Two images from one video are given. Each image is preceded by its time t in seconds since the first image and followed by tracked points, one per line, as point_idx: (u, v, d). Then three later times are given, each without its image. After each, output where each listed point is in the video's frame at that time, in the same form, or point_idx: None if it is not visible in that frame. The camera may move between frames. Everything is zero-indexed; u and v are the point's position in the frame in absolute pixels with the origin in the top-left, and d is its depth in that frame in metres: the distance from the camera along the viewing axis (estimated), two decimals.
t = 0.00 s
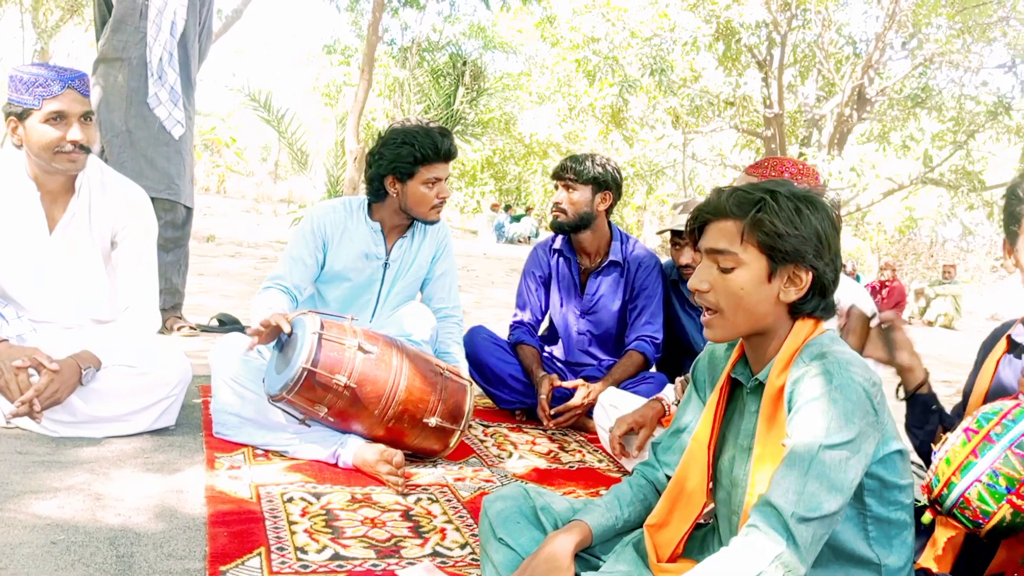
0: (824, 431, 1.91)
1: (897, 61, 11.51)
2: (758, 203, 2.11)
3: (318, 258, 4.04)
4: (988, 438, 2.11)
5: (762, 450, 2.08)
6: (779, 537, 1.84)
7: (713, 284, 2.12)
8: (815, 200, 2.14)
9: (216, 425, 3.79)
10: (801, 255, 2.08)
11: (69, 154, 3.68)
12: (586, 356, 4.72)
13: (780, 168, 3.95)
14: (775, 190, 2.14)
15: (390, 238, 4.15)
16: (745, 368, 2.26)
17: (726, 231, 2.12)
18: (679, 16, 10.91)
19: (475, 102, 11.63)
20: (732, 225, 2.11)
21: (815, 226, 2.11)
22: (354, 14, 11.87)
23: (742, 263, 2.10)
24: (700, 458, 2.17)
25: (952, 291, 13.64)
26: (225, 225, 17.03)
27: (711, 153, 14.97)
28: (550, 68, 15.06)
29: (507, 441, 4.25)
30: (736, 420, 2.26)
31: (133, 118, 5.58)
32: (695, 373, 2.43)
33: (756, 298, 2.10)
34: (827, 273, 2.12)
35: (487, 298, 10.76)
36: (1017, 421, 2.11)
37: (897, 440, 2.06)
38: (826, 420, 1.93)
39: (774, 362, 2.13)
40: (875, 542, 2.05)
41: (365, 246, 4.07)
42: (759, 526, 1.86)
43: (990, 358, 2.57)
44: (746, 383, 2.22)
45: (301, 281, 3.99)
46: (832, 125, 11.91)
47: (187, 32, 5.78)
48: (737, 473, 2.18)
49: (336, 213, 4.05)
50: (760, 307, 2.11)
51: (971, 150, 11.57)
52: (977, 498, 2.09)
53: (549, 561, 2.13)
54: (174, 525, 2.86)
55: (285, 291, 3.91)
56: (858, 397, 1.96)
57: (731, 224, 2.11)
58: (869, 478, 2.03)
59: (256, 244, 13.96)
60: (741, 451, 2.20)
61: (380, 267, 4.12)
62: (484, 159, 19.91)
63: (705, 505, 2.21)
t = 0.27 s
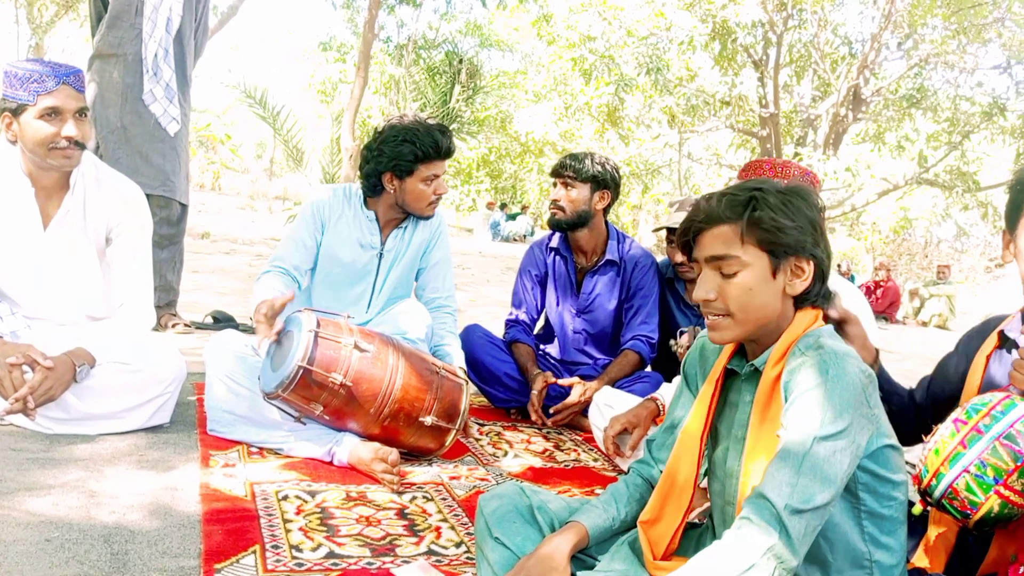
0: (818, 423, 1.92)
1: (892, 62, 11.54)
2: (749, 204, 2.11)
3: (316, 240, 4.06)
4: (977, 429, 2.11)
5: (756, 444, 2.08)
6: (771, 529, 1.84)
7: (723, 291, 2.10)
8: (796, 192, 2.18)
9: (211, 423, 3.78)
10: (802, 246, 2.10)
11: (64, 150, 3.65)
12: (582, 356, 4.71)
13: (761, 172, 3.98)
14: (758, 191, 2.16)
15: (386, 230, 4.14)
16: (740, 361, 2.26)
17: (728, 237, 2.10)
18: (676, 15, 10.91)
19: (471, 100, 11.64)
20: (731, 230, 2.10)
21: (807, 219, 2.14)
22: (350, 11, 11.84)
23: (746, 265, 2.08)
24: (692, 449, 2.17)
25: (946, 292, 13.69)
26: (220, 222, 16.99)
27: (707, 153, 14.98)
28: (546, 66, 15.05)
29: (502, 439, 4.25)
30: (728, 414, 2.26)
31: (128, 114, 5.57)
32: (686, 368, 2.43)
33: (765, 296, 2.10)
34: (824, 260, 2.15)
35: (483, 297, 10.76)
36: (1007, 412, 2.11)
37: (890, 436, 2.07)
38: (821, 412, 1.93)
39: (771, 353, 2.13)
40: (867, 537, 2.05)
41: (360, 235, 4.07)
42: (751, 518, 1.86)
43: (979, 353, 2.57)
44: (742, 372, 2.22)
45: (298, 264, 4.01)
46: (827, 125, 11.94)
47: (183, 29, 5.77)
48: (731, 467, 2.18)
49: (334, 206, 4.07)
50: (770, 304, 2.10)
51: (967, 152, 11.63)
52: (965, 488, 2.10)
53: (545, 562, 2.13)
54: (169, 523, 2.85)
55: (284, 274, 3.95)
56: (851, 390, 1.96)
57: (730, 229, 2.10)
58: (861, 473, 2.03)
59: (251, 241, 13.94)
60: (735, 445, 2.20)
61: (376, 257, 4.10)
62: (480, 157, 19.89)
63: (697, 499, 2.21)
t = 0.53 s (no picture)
0: (813, 426, 1.92)
1: (888, 62, 11.56)
2: (738, 209, 2.11)
3: (309, 252, 4.03)
4: (969, 441, 2.13)
5: (753, 446, 2.08)
6: (766, 528, 1.84)
7: (706, 293, 2.12)
8: (794, 200, 2.15)
9: (207, 423, 3.78)
10: (786, 256, 2.07)
11: (60, 150, 3.65)
12: (578, 355, 4.71)
13: (768, 170, 3.97)
14: (756, 194, 2.15)
15: (378, 232, 4.14)
16: (736, 366, 2.26)
17: (712, 240, 2.11)
18: (672, 15, 10.91)
19: (468, 100, 11.66)
20: (716, 233, 2.11)
21: (799, 225, 2.11)
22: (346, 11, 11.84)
23: (730, 270, 2.10)
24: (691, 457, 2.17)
25: (941, 291, 13.73)
26: (216, 222, 16.97)
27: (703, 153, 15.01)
28: (542, 66, 15.07)
29: (499, 439, 4.25)
30: (725, 417, 2.27)
31: (124, 115, 5.55)
32: (687, 374, 2.44)
33: (750, 301, 2.10)
34: (814, 269, 2.12)
35: (479, 296, 10.76)
36: (998, 424, 2.12)
37: (889, 437, 2.07)
38: (816, 414, 1.93)
39: (765, 359, 2.13)
40: (865, 538, 2.06)
41: (352, 241, 4.06)
42: (745, 518, 1.87)
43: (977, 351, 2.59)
44: (736, 380, 2.23)
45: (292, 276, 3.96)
46: (823, 125, 11.96)
47: (179, 29, 5.75)
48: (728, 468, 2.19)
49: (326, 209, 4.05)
50: (753, 310, 2.11)
51: (962, 152, 11.72)
52: (958, 501, 2.10)
53: (542, 560, 2.13)
54: (165, 524, 2.84)
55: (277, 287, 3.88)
56: (847, 393, 1.97)
57: (715, 233, 2.11)
58: (859, 474, 2.04)
59: (247, 241, 13.93)
60: (733, 447, 2.20)
61: (369, 262, 4.10)
62: (476, 157, 19.90)
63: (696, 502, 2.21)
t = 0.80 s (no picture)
0: (815, 428, 1.92)
1: (884, 61, 11.57)
2: (740, 203, 2.11)
3: (299, 253, 4.05)
4: (972, 431, 2.13)
5: (754, 447, 2.08)
6: (767, 530, 1.84)
7: (703, 284, 2.12)
8: (797, 198, 2.15)
9: (205, 425, 3.78)
10: (785, 252, 2.08)
11: (56, 152, 3.65)
12: (575, 355, 4.71)
13: (773, 170, 3.97)
14: (758, 188, 2.15)
15: (369, 235, 4.14)
16: (736, 368, 2.26)
17: (712, 232, 2.12)
18: (669, 15, 10.91)
19: (465, 100, 11.67)
20: (717, 226, 2.12)
21: (799, 222, 2.11)
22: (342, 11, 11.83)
23: (728, 263, 2.10)
24: (689, 460, 2.17)
25: (938, 291, 13.76)
26: (213, 223, 16.95)
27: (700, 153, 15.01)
28: (539, 66, 15.06)
29: (497, 439, 4.25)
30: (725, 418, 2.27)
31: (121, 116, 5.54)
32: (686, 374, 2.43)
33: (747, 296, 2.11)
34: (813, 269, 2.12)
35: (476, 297, 10.76)
36: (1000, 414, 2.12)
37: (889, 439, 2.07)
38: (818, 418, 1.93)
39: (766, 361, 2.13)
40: (865, 539, 2.06)
41: (345, 243, 4.07)
42: (747, 519, 1.87)
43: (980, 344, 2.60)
44: (737, 382, 2.23)
45: (280, 277, 4.00)
46: (819, 124, 11.98)
47: (176, 31, 5.75)
48: (728, 470, 2.18)
49: (315, 211, 4.07)
50: (749, 305, 2.11)
51: (958, 151, 11.75)
52: (960, 490, 2.10)
53: (540, 561, 2.13)
54: (162, 525, 2.84)
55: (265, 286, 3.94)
56: (848, 396, 1.97)
57: (716, 225, 2.12)
58: (861, 475, 2.04)
59: (244, 242, 13.91)
60: (732, 448, 2.20)
61: (360, 264, 4.10)
62: (473, 157, 19.90)
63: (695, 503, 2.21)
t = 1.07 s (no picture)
0: (813, 427, 1.92)
1: (880, 61, 11.56)
2: (743, 201, 2.11)
3: (297, 258, 4.03)
4: (970, 444, 2.13)
5: (751, 447, 2.08)
6: (765, 529, 1.84)
7: (702, 280, 2.13)
8: (801, 198, 2.15)
9: (202, 428, 3.77)
10: (786, 252, 2.08)
11: (53, 155, 3.65)
12: (573, 356, 4.72)
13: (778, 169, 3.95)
14: (762, 188, 2.15)
15: (366, 238, 4.14)
16: (734, 367, 2.27)
17: (713, 228, 2.12)
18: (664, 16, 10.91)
19: (461, 101, 11.69)
20: (718, 223, 2.12)
21: (801, 224, 2.11)
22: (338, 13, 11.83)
23: (728, 260, 2.10)
24: (686, 459, 2.17)
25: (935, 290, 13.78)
26: (209, 226, 16.94)
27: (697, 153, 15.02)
28: (535, 68, 15.07)
29: (495, 441, 4.25)
30: (724, 418, 2.27)
31: (116, 119, 5.54)
32: (684, 373, 2.43)
33: (746, 294, 2.11)
34: (813, 270, 2.12)
35: (473, 299, 10.76)
36: (998, 427, 2.13)
37: (887, 438, 2.07)
38: (817, 418, 1.93)
39: (764, 360, 2.14)
40: (863, 539, 2.06)
41: (341, 246, 4.07)
42: (745, 518, 1.87)
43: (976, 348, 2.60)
44: (735, 381, 2.23)
45: (281, 283, 3.95)
46: (815, 124, 11.99)
47: (172, 34, 5.75)
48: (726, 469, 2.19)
49: (312, 213, 4.05)
50: (748, 304, 2.11)
51: (954, 150, 11.83)
52: (960, 505, 2.11)
53: (539, 562, 2.13)
54: (160, 529, 2.84)
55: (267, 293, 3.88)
56: (846, 395, 1.97)
57: (717, 222, 2.12)
58: (859, 475, 2.04)
59: (241, 245, 13.89)
60: (730, 448, 2.20)
61: (358, 268, 4.11)
62: (470, 159, 19.91)
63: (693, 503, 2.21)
